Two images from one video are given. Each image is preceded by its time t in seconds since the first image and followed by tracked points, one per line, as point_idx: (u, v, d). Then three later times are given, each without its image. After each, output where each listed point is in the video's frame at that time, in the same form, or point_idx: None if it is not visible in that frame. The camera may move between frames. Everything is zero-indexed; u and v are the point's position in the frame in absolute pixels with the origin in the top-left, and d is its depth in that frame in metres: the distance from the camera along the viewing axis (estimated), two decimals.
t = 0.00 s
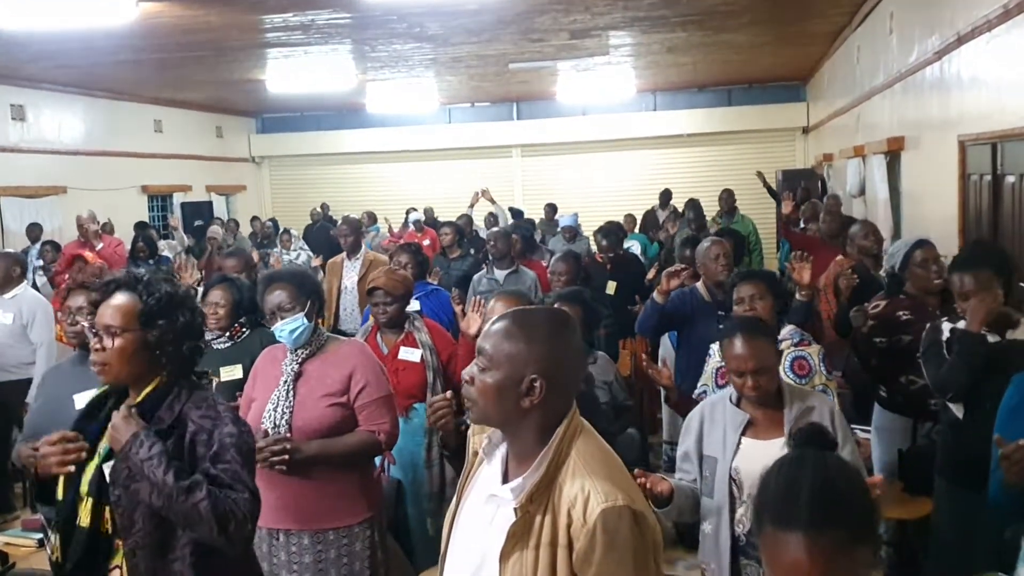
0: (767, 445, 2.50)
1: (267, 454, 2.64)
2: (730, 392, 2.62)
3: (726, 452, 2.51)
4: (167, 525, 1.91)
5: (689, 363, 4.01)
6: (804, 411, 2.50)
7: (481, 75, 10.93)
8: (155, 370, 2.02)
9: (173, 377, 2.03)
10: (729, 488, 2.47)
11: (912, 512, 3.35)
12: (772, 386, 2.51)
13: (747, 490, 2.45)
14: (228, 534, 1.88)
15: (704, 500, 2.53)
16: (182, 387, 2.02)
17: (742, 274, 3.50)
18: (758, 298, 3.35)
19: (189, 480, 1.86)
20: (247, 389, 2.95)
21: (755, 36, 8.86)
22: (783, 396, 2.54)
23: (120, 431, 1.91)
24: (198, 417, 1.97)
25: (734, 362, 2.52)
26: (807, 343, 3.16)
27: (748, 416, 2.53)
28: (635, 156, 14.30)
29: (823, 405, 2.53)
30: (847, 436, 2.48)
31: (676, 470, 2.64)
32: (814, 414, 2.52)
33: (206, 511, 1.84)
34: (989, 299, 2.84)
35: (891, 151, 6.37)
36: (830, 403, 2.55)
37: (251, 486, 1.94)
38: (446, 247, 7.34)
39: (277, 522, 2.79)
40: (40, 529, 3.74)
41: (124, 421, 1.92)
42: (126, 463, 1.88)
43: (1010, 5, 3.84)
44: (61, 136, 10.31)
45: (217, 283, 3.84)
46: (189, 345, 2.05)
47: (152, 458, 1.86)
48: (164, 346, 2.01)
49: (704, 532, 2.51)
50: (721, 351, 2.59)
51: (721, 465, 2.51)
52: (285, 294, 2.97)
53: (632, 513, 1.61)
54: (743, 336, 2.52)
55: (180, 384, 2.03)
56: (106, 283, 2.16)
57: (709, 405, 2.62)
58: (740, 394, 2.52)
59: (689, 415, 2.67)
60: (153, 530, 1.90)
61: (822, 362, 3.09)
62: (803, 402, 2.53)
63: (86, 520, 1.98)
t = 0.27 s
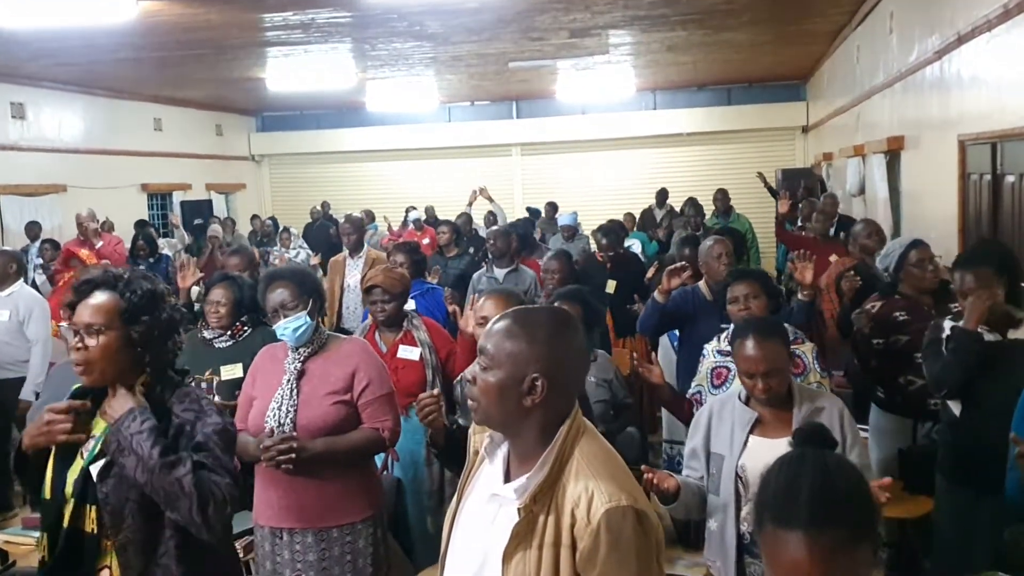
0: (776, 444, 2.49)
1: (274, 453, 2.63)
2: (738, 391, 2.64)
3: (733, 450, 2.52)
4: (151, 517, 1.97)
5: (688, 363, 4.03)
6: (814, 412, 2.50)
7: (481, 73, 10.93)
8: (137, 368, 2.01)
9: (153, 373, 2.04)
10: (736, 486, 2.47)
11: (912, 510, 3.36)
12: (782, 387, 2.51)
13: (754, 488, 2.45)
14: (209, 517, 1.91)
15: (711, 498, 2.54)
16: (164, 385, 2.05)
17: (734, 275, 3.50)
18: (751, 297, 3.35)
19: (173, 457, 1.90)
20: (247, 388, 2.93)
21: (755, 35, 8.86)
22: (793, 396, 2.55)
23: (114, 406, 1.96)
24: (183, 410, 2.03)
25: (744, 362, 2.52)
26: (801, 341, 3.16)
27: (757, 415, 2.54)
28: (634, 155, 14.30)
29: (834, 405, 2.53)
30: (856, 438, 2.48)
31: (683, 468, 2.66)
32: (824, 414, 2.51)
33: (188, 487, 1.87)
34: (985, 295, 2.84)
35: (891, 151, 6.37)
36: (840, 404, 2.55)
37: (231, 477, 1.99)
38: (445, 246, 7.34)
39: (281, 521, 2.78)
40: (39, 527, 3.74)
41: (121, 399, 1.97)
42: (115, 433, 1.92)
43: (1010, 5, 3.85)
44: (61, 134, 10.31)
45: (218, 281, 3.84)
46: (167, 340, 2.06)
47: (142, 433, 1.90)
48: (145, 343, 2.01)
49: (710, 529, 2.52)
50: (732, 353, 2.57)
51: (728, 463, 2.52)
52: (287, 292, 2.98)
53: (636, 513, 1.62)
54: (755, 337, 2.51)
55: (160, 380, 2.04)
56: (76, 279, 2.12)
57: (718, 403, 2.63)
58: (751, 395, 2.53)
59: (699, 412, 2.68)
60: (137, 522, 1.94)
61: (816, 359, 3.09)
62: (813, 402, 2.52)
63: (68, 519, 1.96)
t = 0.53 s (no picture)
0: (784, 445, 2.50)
1: (282, 452, 2.63)
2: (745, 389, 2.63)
3: (740, 449, 2.52)
4: (143, 513, 1.99)
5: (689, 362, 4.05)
6: (822, 413, 2.51)
7: (481, 72, 10.93)
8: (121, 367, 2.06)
9: (139, 371, 2.09)
10: (742, 485, 2.49)
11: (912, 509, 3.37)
12: (792, 390, 2.50)
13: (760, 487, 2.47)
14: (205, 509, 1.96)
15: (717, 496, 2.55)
16: (152, 378, 2.11)
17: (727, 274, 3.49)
18: (744, 296, 3.34)
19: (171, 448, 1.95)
20: (246, 387, 2.93)
21: (755, 34, 8.86)
22: (801, 397, 2.55)
23: (111, 395, 1.97)
24: (175, 405, 2.07)
25: (754, 367, 2.50)
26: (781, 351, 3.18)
27: (764, 414, 2.54)
28: (634, 154, 14.30)
29: (841, 405, 2.54)
30: (861, 440, 2.51)
31: (688, 465, 2.65)
32: (831, 416, 2.52)
33: (188, 479, 1.93)
34: (985, 293, 2.85)
35: (891, 150, 6.37)
36: (846, 405, 2.55)
37: (224, 471, 2.05)
38: (442, 245, 7.34)
39: (285, 520, 2.78)
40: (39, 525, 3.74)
41: (116, 388, 1.98)
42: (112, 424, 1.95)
43: (1010, 5, 3.85)
44: (61, 132, 10.31)
45: (220, 279, 3.85)
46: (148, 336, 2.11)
47: (141, 422, 1.94)
48: (128, 341, 2.06)
49: (716, 528, 2.54)
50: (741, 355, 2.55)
51: (734, 462, 2.52)
52: (288, 290, 2.98)
53: (634, 511, 1.62)
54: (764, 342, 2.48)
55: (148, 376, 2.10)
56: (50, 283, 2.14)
57: (724, 401, 2.62)
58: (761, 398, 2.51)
59: (704, 409, 2.68)
60: (133, 520, 1.97)
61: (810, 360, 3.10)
62: (819, 402, 2.53)
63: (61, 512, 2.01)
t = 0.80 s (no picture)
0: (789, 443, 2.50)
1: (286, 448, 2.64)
2: (750, 386, 2.63)
3: (743, 447, 2.53)
4: (139, 504, 1.99)
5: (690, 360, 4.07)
6: (827, 413, 2.51)
7: (480, 69, 10.93)
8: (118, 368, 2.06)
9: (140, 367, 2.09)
10: (746, 483, 2.49)
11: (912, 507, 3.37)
12: (797, 392, 2.49)
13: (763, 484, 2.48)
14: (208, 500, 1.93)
15: (720, 493, 2.56)
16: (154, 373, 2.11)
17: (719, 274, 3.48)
18: (737, 295, 3.33)
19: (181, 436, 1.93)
20: (245, 384, 2.92)
21: (754, 32, 8.86)
22: (806, 396, 2.54)
23: (123, 382, 1.99)
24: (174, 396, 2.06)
25: (760, 368, 2.49)
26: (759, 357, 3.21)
27: (768, 411, 2.53)
28: (634, 152, 14.29)
29: (846, 404, 2.53)
30: (866, 438, 2.50)
31: (691, 462, 2.67)
32: (836, 415, 2.51)
33: (196, 469, 1.92)
34: (987, 294, 2.83)
35: (890, 147, 6.37)
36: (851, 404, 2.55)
37: (225, 461, 2.05)
38: (439, 243, 7.33)
39: (287, 517, 2.78)
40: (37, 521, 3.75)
41: (129, 376, 2.00)
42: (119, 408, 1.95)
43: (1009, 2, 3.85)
44: (60, 129, 10.31)
45: (217, 278, 3.85)
46: (140, 331, 2.10)
47: (151, 410, 1.93)
48: (121, 342, 2.06)
49: (720, 524, 2.55)
50: (749, 355, 2.55)
51: (738, 459, 2.54)
52: (288, 287, 2.98)
53: (630, 508, 1.63)
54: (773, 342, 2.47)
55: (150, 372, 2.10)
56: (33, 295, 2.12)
57: (729, 396, 2.64)
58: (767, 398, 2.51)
59: (708, 406, 2.69)
60: (128, 512, 1.97)
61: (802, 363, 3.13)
62: (827, 401, 2.53)
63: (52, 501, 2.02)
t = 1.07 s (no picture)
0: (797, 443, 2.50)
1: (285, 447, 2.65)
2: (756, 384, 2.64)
3: (748, 448, 2.53)
4: (139, 496, 2.02)
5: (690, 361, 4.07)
6: (832, 414, 2.52)
7: (480, 69, 10.93)
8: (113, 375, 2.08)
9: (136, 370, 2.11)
10: (749, 484, 2.50)
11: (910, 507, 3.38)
12: (803, 393, 2.50)
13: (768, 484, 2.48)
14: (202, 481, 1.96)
15: (724, 492, 2.56)
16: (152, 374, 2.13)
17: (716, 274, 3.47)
18: (734, 294, 3.33)
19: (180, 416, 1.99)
20: (245, 384, 2.92)
21: (754, 31, 8.87)
22: (811, 397, 2.55)
23: (121, 372, 2.06)
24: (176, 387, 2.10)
25: (768, 368, 2.50)
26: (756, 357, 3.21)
27: (773, 412, 2.53)
28: (633, 151, 14.30)
29: (851, 404, 2.55)
30: (871, 437, 2.52)
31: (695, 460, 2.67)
32: (840, 415, 2.53)
33: (193, 449, 1.96)
34: (997, 291, 2.80)
35: (890, 147, 6.37)
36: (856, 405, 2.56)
37: (221, 448, 2.05)
38: (438, 242, 7.33)
39: (286, 516, 2.78)
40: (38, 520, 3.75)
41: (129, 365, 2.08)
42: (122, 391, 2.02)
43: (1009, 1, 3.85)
44: (59, 128, 10.31)
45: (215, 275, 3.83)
46: (130, 335, 2.11)
47: (149, 389, 2.00)
48: (113, 352, 2.07)
49: (722, 524, 2.55)
50: (755, 355, 2.56)
51: (742, 460, 2.54)
52: (287, 286, 2.98)
53: (629, 507, 1.63)
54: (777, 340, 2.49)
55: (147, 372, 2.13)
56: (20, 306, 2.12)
57: (734, 395, 2.63)
58: (773, 399, 2.52)
59: (713, 405, 2.69)
60: (128, 505, 2.00)
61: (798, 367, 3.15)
62: (831, 403, 2.54)
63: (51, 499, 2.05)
